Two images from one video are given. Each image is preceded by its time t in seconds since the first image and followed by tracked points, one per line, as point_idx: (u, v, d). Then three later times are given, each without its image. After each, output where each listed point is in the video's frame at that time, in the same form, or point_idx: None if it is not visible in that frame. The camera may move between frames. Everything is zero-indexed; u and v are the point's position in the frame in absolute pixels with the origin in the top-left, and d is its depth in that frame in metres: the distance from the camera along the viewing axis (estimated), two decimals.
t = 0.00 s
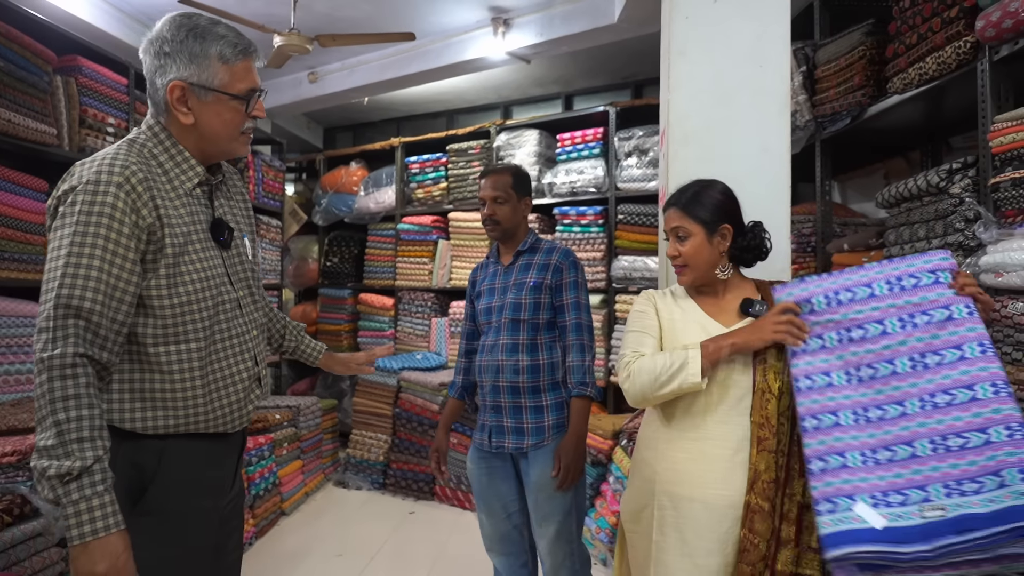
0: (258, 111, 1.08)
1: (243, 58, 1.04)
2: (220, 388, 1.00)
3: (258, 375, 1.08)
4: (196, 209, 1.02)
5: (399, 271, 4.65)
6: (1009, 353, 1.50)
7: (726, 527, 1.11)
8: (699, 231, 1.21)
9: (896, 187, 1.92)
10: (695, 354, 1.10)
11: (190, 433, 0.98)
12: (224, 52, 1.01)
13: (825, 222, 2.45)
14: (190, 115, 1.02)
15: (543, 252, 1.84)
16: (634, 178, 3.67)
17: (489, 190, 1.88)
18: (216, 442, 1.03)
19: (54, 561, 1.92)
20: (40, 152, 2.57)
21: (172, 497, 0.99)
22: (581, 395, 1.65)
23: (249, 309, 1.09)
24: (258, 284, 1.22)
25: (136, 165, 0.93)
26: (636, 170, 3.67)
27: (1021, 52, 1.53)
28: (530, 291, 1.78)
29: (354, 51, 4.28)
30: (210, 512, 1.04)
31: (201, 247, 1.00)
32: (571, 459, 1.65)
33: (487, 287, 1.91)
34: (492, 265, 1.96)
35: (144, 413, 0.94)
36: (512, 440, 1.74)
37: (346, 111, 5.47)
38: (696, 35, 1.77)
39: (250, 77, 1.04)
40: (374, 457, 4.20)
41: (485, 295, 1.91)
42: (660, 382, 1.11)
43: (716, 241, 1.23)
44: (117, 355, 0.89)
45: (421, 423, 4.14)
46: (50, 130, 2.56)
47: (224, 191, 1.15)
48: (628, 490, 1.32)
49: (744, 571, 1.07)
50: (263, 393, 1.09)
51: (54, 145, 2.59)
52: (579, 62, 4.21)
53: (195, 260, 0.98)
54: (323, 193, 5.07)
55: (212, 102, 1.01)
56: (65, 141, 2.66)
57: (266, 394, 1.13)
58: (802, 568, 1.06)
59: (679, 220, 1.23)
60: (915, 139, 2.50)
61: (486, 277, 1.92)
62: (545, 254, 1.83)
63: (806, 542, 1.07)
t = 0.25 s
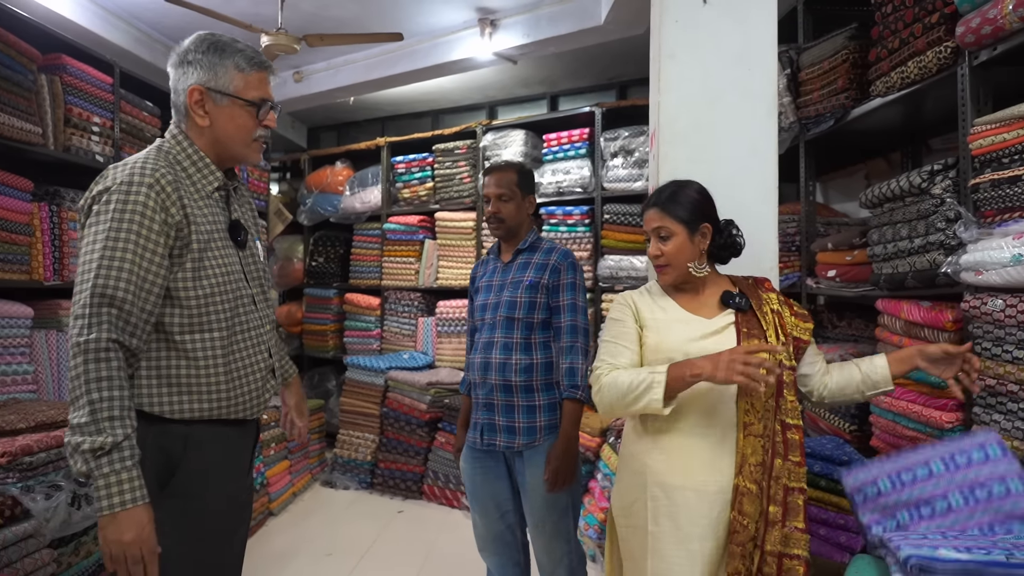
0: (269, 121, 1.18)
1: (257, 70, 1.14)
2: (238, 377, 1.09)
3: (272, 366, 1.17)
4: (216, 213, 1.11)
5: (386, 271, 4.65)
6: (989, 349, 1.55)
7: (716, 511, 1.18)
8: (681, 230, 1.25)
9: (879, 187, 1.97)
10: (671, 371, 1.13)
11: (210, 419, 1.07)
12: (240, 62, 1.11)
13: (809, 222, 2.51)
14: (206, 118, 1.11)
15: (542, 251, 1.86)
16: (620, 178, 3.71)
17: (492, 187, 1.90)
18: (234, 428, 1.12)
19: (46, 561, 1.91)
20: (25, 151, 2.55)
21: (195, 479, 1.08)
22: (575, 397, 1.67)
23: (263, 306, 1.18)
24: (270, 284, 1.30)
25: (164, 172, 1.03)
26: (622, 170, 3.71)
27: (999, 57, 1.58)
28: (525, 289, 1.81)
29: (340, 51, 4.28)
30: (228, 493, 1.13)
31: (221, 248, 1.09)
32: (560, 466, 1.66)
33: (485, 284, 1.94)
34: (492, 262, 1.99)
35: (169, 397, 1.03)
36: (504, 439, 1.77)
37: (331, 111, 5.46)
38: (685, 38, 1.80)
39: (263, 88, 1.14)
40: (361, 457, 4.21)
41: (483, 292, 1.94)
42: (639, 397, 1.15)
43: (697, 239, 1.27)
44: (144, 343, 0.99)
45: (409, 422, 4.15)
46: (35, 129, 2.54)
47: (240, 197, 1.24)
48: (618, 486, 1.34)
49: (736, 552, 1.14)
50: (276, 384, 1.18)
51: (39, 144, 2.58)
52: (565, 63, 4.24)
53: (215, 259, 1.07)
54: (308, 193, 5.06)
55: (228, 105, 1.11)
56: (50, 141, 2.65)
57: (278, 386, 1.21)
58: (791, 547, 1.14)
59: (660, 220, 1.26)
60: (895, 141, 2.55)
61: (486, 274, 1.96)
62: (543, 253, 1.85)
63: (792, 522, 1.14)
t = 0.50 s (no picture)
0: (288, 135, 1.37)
1: (280, 90, 1.35)
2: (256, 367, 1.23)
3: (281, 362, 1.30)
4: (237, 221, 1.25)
5: (376, 270, 4.66)
6: (973, 344, 1.60)
7: (705, 502, 1.20)
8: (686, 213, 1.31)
9: (866, 187, 2.02)
10: (614, 364, 1.17)
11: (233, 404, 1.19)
12: (266, 82, 1.33)
13: (797, 221, 2.55)
14: (232, 125, 1.30)
15: (549, 251, 1.89)
16: (610, 176, 3.74)
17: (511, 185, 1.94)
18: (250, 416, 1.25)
19: (41, 560, 1.87)
20: (15, 150, 2.54)
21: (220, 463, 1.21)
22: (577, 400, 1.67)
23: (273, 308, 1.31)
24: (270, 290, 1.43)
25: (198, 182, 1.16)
26: (612, 169, 3.74)
27: (981, 60, 1.63)
28: (531, 288, 1.82)
29: (330, 49, 4.28)
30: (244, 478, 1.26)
31: (243, 252, 1.23)
32: (558, 470, 1.68)
33: (493, 280, 1.97)
34: (502, 257, 2.03)
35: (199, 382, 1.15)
36: (502, 435, 1.79)
37: (320, 109, 5.46)
38: (677, 41, 1.83)
39: (283, 105, 1.34)
40: (353, 454, 4.22)
41: (490, 288, 1.97)
42: (584, 389, 1.20)
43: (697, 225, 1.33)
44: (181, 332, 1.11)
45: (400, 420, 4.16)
46: (25, 128, 2.54)
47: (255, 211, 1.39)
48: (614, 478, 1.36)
49: (721, 544, 1.17)
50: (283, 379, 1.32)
51: (29, 143, 2.57)
52: (555, 62, 4.26)
53: (240, 262, 1.21)
54: (298, 191, 5.05)
55: (251, 114, 1.30)
56: (41, 140, 2.64)
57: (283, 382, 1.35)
58: (774, 536, 1.20)
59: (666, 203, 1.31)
60: (881, 141, 2.60)
61: (494, 270, 1.99)
62: (552, 253, 1.87)
63: (776, 512, 1.20)
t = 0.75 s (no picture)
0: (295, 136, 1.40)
1: (286, 93, 1.38)
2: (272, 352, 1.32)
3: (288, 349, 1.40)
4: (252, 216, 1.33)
5: (370, 264, 4.67)
6: (962, 336, 1.63)
7: (676, 494, 1.24)
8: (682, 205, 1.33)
9: (857, 181, 2.04)
10: (585, 329, 1.31)
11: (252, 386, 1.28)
12: (273, 86, 1.36)
13: (789, 215, 2.58)
14: (241, 129, 1.34)
15: (560, 247, 1.89)
16: (603, 171, 3.77)
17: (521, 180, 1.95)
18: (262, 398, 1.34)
19: (43, 552, 1.90)
20: (9, 144, 2.54)
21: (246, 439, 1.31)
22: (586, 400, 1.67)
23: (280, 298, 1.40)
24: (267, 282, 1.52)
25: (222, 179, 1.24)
26: (605, 163, 3.77)
27: (971, 57, 1.65)
28: (541, 286, 1.84)
29: (324, 43, 4.28)
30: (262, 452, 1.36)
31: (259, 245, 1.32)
32: (568, 468, 1.68)
33: (504, 274, 1.98)
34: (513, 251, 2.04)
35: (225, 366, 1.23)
36: (512, 430, 1.82)
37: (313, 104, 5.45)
38: (673, 36, 1.85)
39: (290, 108, 1.38)
40: (348, 448, 4.23)
41: (501, 281, 1.99)
42: (564, 351, 1.36)
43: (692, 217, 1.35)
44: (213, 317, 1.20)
45: (395, 413, 4.18)
46: (19, 122, 2.53)
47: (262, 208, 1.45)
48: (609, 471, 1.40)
49: (689, 536, 1.21)
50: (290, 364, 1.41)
51: (24, 138, 2.57)
52: (548, 57, 4.27)
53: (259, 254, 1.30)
54: (291, 186, 5.05)
55: (259, 117, 1.34)
56: (35, 134, 2.64)
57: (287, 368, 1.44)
58: (749, 530, 1.21)
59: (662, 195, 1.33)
60: (872, 136, 2.63)
61: (505, 263, 2.00)
62: (562, 250, 1.88)
63: (752, 507, 1.21)
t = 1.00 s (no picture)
0: (300, 134, 1.41)
1: (290, 91, 1.38)
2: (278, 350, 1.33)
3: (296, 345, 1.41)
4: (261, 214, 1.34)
5: (361, 262, 4.67)
6: (950, 331, 1.66)
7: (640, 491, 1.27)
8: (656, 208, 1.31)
9: (847, 179, 2.07)
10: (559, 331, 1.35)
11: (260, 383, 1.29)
12: (277, 85, 1.36)
13: (779, 213, 2.61)
14: (247, 129, 1.35)
15: (564, 246, 1.90)
16: (594, 169, 3.78)
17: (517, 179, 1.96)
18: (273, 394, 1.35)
19: (35, 550, 1.89)
20: None
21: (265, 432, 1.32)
22: (588, 398, 1.67)
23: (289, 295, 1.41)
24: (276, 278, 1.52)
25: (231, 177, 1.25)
26: (596, 161, 3.78)
27: (958, 57, 1.68)
28: (547, 287, 1.85)
29: (315, 40, 4.27)
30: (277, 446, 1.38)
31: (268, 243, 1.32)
32: (570, 467, 1.68)
33: (509, 273, 1.99)
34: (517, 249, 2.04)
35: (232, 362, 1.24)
36: (518, 427, 1.83)
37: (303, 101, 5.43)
38: (665, 35, 1.86)
39: (294, 105, 1.38)
40: (339, 446, 4.23)
41: (507, 279, 1.99)
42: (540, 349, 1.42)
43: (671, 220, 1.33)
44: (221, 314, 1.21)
45: (387, 411, 4.18)
46: (9, 118, 2.51)
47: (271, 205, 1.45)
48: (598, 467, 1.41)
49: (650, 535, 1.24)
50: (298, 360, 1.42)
51: (13, 134, 2.55)
52: (540, 55, 4.28)
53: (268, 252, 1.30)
54: (281, 183, 5.03)
55: (264, 117, 1.34)
56: (24, 130, 2.62)
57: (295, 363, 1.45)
58: (715, 532, 1.19)
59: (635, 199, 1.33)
60: (861, 134, 2.65)
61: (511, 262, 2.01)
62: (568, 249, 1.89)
63: (719, 509, 1.20)
